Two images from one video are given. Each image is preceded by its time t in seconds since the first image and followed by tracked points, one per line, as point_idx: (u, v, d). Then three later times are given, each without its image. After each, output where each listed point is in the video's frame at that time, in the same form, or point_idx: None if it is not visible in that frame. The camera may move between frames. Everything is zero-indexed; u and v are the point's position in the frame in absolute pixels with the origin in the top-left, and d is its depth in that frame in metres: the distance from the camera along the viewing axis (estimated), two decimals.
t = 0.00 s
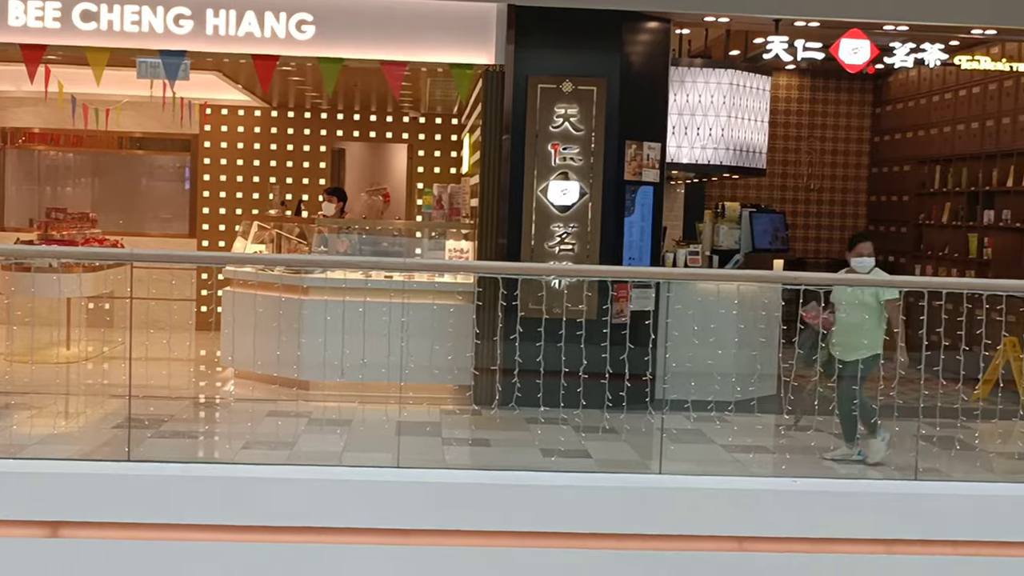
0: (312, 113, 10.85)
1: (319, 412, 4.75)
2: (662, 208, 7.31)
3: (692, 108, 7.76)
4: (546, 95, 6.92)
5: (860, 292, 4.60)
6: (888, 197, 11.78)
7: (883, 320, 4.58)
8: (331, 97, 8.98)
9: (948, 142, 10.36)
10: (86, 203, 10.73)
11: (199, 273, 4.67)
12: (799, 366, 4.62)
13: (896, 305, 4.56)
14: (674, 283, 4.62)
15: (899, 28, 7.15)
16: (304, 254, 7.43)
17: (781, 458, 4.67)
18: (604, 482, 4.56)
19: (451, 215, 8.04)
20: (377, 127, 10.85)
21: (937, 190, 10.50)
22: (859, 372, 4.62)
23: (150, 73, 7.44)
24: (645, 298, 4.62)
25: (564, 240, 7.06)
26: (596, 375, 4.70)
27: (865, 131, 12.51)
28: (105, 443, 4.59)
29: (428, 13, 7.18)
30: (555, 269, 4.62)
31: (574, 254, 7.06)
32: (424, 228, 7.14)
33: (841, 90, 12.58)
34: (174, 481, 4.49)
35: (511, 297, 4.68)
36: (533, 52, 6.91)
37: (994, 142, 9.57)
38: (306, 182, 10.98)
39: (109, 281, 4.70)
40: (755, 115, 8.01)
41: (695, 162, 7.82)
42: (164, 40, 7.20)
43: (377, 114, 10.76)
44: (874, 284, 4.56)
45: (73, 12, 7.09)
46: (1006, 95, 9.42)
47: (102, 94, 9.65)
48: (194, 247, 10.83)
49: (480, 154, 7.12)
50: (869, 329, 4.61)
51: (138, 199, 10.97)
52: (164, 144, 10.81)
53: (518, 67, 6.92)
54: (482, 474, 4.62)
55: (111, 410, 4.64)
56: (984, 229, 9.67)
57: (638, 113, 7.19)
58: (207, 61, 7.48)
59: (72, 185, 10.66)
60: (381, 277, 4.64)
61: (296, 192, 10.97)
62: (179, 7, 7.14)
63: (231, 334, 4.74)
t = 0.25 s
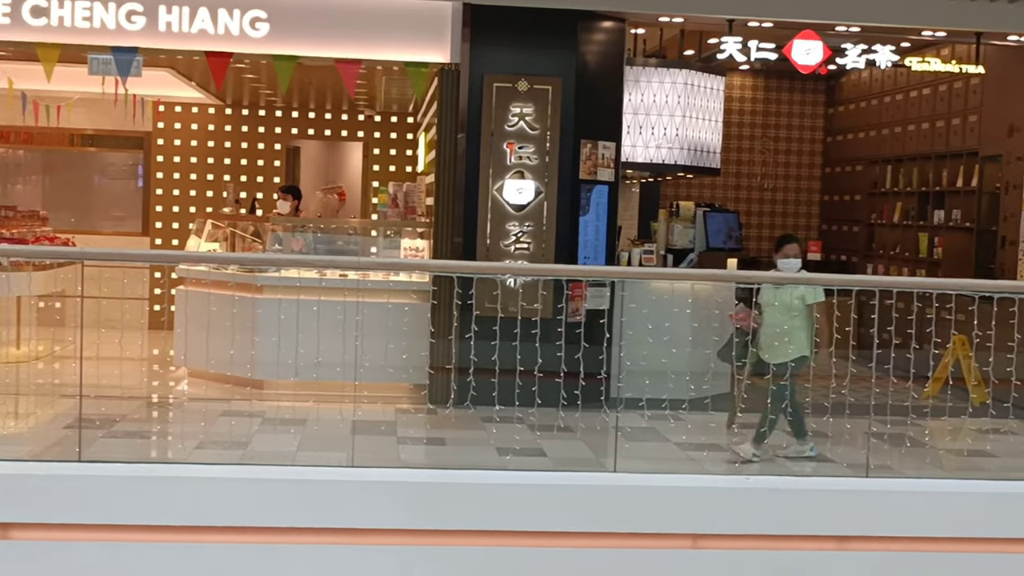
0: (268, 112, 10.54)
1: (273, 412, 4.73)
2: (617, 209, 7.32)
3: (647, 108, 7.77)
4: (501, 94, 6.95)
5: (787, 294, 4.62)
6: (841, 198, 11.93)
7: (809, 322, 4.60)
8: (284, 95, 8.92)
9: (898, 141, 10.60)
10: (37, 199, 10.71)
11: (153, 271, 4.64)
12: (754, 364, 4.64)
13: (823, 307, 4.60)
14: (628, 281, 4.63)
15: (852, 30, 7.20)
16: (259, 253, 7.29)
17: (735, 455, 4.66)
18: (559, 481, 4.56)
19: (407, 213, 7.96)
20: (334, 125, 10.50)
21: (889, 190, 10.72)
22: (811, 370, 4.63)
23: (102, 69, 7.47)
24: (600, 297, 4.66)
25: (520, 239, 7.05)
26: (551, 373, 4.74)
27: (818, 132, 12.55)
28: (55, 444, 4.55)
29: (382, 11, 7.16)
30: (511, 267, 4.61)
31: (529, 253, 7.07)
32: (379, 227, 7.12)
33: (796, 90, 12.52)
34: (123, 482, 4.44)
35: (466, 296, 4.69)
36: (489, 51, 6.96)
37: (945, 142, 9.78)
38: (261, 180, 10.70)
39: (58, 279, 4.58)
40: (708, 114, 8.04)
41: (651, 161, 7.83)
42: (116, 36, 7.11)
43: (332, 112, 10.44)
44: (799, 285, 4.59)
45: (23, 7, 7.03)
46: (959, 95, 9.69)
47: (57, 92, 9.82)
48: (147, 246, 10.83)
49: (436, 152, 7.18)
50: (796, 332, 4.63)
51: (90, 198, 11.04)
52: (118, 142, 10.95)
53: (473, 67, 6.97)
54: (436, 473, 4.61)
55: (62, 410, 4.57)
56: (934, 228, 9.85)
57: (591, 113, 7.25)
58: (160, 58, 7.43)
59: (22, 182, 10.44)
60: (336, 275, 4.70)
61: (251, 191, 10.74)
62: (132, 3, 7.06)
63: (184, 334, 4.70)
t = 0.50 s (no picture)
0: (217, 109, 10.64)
1: (223, 411, 4.69)
2: (568, 209, 7.43)
3: (600, 107, 7.86)
4: (454, 92, 6.94)
5: (703, 291, 4.65)
6: (790, 197, 12.17)
7: (723, 320, 4.63)
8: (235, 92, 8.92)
9: (848, 142, 10.72)
10: None
11: (102, 270, 4.57)
12: (706, 362, 4.65)
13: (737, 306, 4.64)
14: (580, 280, 4.63)
15: (801, 31, 7.28)
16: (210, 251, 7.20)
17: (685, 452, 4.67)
18: (510, 480, 4.57)
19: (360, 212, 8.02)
20: (284, 123, 10.74)
21: (838, 189, 10.88)
22: (761, 369, 4.66)
23: (49, 66, 7.31)
24: (552, 296, 4.64)
25: (472, 238, 7.03)
26: (503, 372, 4.72)
27: (768, 131, 12.77)
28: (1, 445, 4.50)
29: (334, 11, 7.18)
30: (464, 267, 4.60)
31: (481, 251, 7.04)
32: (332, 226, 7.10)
33: (746, 91, 12.76)
34: (69, 483, 4.40)
35: (417, 295, 4.70)
36: (441, 49, 6.94)
37: (894, 142, 9.84)
38: (210, 178, 10.68)
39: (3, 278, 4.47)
40: (660, 114, 8.14)
41: (604, 160, 7.92)
42: (64, 32, 7.08)
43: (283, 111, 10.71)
44: (714, 282, 4.64)
45: None
46: (903, 95, 9.73)
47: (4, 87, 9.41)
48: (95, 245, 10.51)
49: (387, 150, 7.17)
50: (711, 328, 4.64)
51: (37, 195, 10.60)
52: (65, 139, 10.62)
53: (426, 66, 6.95)
54: (387, 472, 4.61)
55: (7, 410, 4.50)
56: (882, 228, 9.99)
57: (546, 117, 7.33)
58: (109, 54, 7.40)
59: None
60: (287, 274, 4.68)
61: (201, 189, 10.72)
62: None
63: (133, 333, 4.65)
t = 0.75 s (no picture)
0: (166, 105, 10.60)
1: (171, 411, 4.65)
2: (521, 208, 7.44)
3: (550, 106, 7.83)
4: (405, 90, 6.94)
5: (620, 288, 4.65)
6: (740, 195, 12.32)
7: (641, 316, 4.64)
8: (184, 88, 8.95)
9: (797, 142, 10.89)
10: None
11: (49, 268, 4.51)
12: (656, 360, 4.66)
13: (649, 300, 4.64)
14: (531, 279, 4.65)
15: (751, 31, 7.40)
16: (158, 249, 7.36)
17: (635, 451, 4.69)
18: (462, 479, 4.58)
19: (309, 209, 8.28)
20: (234, 120, 10.69)
21: (787, 189, 11.04)
22: (710, 367, 4.67)
23: None
24: (503, 295, 4.63)
25: (423, 237, 7.06)
26: (454, 371, 4.69)
27: (720, 132, 12.83)
28: None
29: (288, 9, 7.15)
30: (414, 266, 4.60)
31: (433, 249, 7.07)
32: (283, 224, 7.11)
33: (697, 90, 12.80)
34: (14, 485, 4.33)
35: (368, 294, 4.67)
36: (391, 48, 6.94)
37: (842, 142, 9.99)
38: (159, 176, 10.64)
39: None
40: (610, 113, 8.16)
41: (555, 159, 7.93)
42: (10, 28, 7.02)
43: (234, 108, 10.65)
44: (629, 279, 4.64)
45: None
46: (853, 96, 9.84)
47: None
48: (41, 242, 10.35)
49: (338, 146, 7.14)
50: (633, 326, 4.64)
51: None
52: (12, 135, 10.56)
53: (378, 63, 6.95)
54: (338, 472, 4.59)
55: None
56: (830, 227, 10.18)
57: (496, 116, 7.37)
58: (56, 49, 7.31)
59: None
60: (236, 272, 4.63)
61: (150, 186, 10.64)
62: None
63: (79, 331, 4.61)
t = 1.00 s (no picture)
0: (107, 101, 10.54)
1: (111, 411, 4.53)
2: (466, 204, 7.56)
3: (494, 104, 8.06)
4: (348, 87, 7.05)
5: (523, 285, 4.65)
6: (685, 194, 12.38)
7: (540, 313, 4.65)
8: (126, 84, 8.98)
9: (740, 141, 11.03)
10: None
11: None
12: (598, 358, 4.68)
13: (550, 298, 4.65)
14: (475, 276, 4.64)
15: (694, 31, 7.56)
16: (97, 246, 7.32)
17: (579, 449, 4.70)
18: (406, 477, 4.57)
19: (251, 207, 8.23)
20: (176, 116, 10.67)
21: (730, 188, 11.15)
22: (653, 364, 4.70)
23: None
24: (447, 293, 4.65)
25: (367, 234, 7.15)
26: (398, 369, 4.66)
27: (664, 130, 13.00)
28: None
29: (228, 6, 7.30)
30: (358, 263, 4.59)
31: (377, 246, 7.17)
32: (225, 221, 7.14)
33: (641, 90, 12.81)
34: None
35: (311, 292, 4.61)
36: (336, 44, 7.03)
37: (784, 142, 10.14)
38: (100, 173, 10.59)
39: None
40: (552, 111, 8.56)
41: (502, 157, 8.22)
42: None
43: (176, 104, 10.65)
44: (532, 276, 4.63)
45: None
46: (796, 96, 9.86)
47: None
48: None
49: (282, 144, 7.33)
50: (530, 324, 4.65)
51: None
52: None
53: (321, 57, 7.03)
54: (281, 471, 4.58)
55: None
56: (773, 226, 10.30)
57: (440, 115, 7.48)
58: None
59: None
60: (177, 270, 4.66)
61: (90, 183, 10.58)
62: None
63: (18, 330, 4.59)
